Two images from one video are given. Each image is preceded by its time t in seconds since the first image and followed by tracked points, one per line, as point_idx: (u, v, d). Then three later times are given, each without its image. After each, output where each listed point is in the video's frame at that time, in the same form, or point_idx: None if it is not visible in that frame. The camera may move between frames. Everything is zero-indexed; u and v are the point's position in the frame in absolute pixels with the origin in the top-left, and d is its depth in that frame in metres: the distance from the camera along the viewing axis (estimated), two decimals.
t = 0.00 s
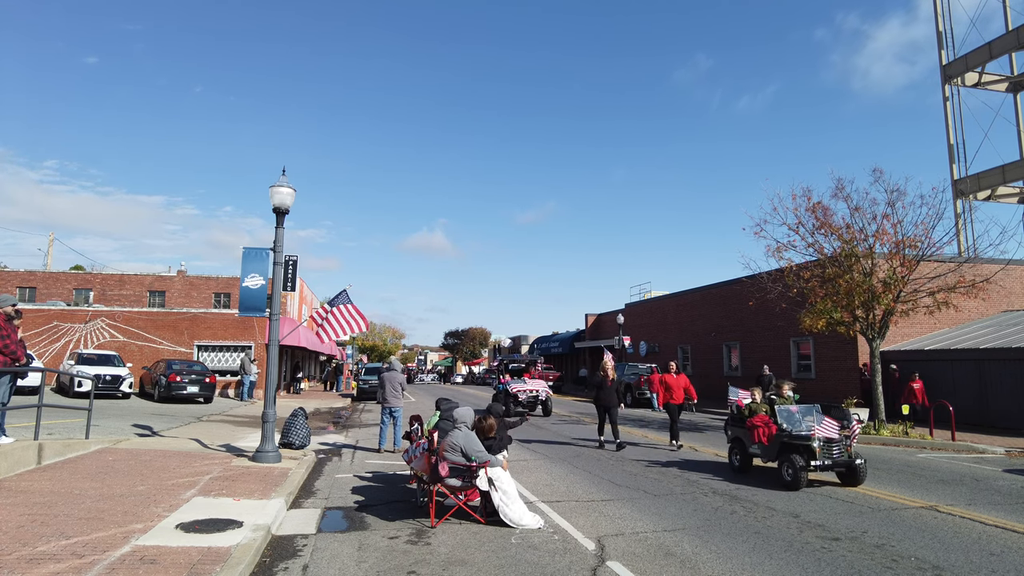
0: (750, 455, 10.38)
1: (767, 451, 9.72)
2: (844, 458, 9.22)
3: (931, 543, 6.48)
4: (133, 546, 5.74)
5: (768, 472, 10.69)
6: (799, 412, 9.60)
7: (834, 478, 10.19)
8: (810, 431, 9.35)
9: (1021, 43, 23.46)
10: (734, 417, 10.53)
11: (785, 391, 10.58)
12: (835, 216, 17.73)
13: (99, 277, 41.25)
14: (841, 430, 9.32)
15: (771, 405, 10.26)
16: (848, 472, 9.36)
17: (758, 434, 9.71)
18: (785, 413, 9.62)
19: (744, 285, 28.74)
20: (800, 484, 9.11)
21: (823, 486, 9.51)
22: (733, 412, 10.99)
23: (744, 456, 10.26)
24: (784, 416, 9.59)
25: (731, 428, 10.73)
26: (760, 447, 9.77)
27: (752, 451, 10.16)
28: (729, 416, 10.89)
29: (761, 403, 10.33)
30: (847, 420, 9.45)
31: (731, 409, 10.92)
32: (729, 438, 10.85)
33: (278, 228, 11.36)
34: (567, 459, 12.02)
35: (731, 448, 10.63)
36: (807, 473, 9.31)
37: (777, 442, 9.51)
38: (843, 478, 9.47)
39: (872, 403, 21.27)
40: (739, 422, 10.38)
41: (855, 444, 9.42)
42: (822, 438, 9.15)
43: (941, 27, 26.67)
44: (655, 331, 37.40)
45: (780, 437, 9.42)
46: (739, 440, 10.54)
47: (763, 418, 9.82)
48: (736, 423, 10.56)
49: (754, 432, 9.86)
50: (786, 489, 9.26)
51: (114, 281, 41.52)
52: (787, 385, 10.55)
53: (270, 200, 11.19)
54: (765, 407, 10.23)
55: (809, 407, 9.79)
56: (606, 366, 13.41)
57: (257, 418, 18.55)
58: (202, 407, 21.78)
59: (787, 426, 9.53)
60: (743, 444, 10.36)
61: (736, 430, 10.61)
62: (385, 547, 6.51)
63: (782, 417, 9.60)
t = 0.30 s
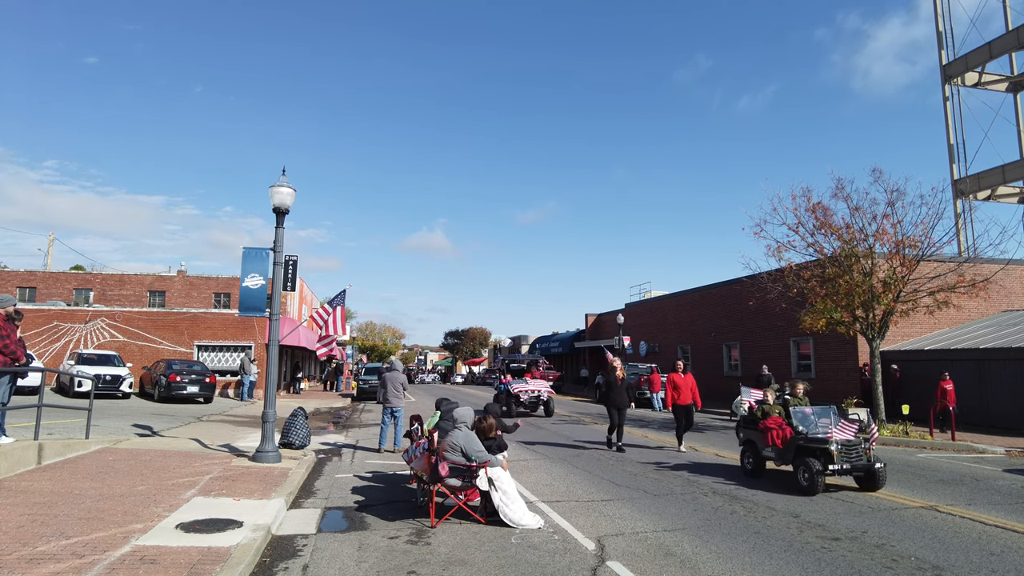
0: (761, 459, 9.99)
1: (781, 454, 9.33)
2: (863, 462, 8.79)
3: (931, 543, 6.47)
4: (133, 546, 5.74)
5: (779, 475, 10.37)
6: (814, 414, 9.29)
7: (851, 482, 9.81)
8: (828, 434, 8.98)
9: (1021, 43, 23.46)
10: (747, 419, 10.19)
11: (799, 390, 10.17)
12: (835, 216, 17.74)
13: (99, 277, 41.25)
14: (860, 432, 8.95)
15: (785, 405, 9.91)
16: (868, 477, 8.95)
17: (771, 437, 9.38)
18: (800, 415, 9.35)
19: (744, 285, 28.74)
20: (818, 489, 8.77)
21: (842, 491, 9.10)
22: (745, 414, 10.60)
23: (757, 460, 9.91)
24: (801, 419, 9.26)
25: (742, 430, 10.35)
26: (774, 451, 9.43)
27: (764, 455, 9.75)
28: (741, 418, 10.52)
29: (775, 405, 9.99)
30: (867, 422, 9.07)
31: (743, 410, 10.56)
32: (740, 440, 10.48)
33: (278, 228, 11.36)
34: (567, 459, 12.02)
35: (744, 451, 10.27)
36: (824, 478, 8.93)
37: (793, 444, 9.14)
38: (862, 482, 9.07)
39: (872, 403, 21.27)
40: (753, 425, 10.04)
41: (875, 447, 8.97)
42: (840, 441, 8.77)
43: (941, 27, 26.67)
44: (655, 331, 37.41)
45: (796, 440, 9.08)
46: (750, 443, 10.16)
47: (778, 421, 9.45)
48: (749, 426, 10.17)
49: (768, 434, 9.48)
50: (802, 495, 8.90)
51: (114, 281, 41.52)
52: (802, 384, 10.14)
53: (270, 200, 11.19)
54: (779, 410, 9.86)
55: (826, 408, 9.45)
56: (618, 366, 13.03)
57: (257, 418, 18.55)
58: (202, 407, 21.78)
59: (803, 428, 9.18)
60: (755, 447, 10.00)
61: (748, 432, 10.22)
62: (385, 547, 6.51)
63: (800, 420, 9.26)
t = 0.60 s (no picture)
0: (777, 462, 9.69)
1: (797, 458, 9.03)
2: (882, 466, 8.53)
3: (931, 543, 6.47)
4: (133, 546, 5.74)
5: (791, 478, 10.14)
6: (830, 416, 8.95)
7: (869, 486, 9.50)
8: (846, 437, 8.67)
9: (1021, 43, 23.46)
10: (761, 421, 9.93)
11: (815, 391, 9.88)
12: (835, 216, 17.73)
13: (99, 277, 41.24)
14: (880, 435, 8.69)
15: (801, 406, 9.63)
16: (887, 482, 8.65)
17: (786, 439, 9.10)
18: (815, 417, 8.97)
19: (744, 285, 28.73)
20: (835, 494, 8.43)
21: (860, 496, 8.78)
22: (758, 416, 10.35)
23: (771, 463, 9.61)
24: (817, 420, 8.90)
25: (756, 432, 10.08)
26: (789, 454, 9.15)
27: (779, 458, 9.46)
28: (754, 420, 10.27)
29: (790, 406, 9.68)
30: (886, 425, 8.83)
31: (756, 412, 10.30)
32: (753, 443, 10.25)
33: (278, 228, 11.35)
34: (567, 459, 12.02)
35: (757, 454, 9.99)
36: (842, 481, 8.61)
37: (808, 447, 8.84)
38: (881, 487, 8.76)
39: (872, 403, 21.27)
40: (767, 427, 9.76)
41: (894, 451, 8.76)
42: (858, 444, 8.48)
43: (941, 27, 26.67)
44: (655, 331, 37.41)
45: (812, 443, 8.78)
46: (765, 446, 9.87)
47: (792, 423, 9.15)
48: (763, 428, 9.90)
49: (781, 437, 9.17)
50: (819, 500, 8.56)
51: (114, 281, 41.52)
52: (817, 384, 9.84)
53: (270, 200, 11.19)
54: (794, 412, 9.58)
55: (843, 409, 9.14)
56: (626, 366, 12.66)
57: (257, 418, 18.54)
58: (202, 407, 21.78)
59: (820, 430, 8.85)
60: (769, 450, 9.71)
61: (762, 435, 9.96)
62: (385, 547, 6.51)
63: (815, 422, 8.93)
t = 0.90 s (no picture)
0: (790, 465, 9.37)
1: (812, 462, 8.71)
2: (903, 470, 8.18)
3: (932, 543, 6.47)
4: (133, 546, 5.74)
5: (803, 481, 9.84)
6: (844, 417, 8.87)
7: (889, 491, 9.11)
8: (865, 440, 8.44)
9: (1021, 43, 23.46)
10: (773, 423, 9.59)
11: (830, 392, 9.55)
12: (835, 216, 17.72)
13: (99, 277, 41.25)
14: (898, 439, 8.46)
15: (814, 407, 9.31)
16: (907, 487, 8.30)
17: (800, 442, 8.78)
18: (830, 418, 8.88)
19: (744, 285, 28.74)
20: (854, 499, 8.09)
21: (879, 501, 8.45)
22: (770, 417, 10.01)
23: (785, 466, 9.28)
24: (834, 422, 8.78)
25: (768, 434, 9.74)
26: (803, 457, 8.84)
27: (793, 461, 9.12)
28: (766, 421, 9.94)
29: (803, 408, 9.36)
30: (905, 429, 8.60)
31: (767, 414, 9.97)
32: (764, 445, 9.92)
33: (278, 228, 11.35)
34: (567, 459, 12.02)
35: (769, 457, 9.67)
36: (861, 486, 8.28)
37: (825, 450, 8.52)
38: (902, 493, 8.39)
39: (872, 403, 21.28)
40: (779, 429, 9.42)
41: (915, 455, 8.42)
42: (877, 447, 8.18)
43: (941, 27, 26.67)
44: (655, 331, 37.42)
45: (829, 446, 8.48)
46: (777, 449, 9.53)
47: (806, 425, 8.85)
48: (774, 429, 9.55)
49: (796, 440, 8.83)
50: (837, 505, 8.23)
51: (114, 281, 41.54)
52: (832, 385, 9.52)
53: (270, 200, 11.19)
54: (809, 414, 9.21)
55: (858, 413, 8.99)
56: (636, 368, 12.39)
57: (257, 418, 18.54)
58: (202, 407, 21.78)
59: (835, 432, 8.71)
60: (783, 453, 9.37)
61: (775, 436, 9.62)
62: (385, 547, 6.52)
63: (832, 424, 8.81)
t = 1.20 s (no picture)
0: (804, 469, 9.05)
1: (829, 466, 8.45)
2: (925, 474, 7.81)
3: (931, 543, 6.47)
4: (133, 546, 5.75)
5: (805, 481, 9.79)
6: (861, 418, 8.50)
7: (910, 496, 8.76)
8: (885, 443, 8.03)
9: (1021, 43, 23.46)
10: (787, 425, 9.29)
11: (844, 392, 9.17)
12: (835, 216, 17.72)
13: (99, 277, 41.25)
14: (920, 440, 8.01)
15: (829, 408, 8.96)
16: (930, 490, 7.94)
17: (818, 444, 8.53)
18: (846, 420, 8.51)
19: (744, 285, 28.75)
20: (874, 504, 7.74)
21: (900, 508, 8.05)
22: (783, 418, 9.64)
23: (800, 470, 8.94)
24: (848, 424, 8.43)
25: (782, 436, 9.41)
26: (820, 460, 8.55)
27: (807, 465, 8.82)
28: (780, 424, 9.58)
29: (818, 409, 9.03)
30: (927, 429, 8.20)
31: (780, 414, 9.61)
32: (778, 448, 9.57)
33: (278, 228, 11.35)
34: (567, 459, 12.03)
35: (782, 460, 9.32)
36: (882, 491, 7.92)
37: (843, 453, 8.27)
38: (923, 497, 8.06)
39: (871, 403, 21.30)
40: (794, 431, 9.11)
41: (938, 458, 8.00)
42: (899, 450, 7.77)
43: (941, 27, 26.66)
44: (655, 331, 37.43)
45: (847, 449, 8.21)
46: (791, 452, 9.20)
47: (821, 426, 8.59)
48: (789, 431, 9.21)
49: (811, 442, 8.59)
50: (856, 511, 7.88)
51: (114, 281, 41.56)
52: (847, 385, 9.15)
53: (269, 200, 11.19)
54: (824, 415, 8.89)
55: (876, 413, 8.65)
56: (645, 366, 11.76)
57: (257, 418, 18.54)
58: (202, 407, 21.79)
59: (852, 434, 8.37)
60: (797, 456, 9.02)
61: (788, 439, 9.29)
62: (385, 547, 6.51)
63: (845, 425, 8.48)
